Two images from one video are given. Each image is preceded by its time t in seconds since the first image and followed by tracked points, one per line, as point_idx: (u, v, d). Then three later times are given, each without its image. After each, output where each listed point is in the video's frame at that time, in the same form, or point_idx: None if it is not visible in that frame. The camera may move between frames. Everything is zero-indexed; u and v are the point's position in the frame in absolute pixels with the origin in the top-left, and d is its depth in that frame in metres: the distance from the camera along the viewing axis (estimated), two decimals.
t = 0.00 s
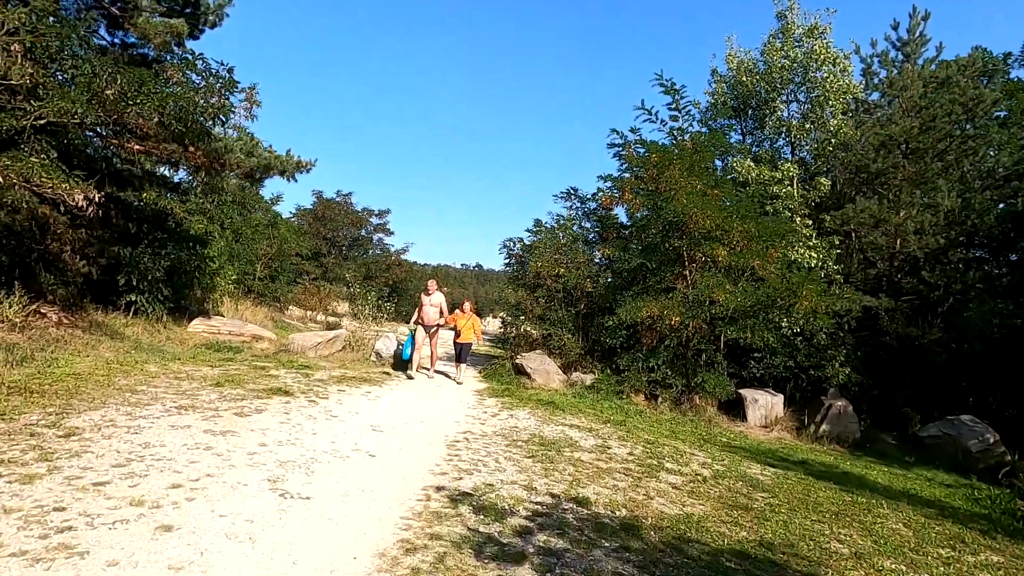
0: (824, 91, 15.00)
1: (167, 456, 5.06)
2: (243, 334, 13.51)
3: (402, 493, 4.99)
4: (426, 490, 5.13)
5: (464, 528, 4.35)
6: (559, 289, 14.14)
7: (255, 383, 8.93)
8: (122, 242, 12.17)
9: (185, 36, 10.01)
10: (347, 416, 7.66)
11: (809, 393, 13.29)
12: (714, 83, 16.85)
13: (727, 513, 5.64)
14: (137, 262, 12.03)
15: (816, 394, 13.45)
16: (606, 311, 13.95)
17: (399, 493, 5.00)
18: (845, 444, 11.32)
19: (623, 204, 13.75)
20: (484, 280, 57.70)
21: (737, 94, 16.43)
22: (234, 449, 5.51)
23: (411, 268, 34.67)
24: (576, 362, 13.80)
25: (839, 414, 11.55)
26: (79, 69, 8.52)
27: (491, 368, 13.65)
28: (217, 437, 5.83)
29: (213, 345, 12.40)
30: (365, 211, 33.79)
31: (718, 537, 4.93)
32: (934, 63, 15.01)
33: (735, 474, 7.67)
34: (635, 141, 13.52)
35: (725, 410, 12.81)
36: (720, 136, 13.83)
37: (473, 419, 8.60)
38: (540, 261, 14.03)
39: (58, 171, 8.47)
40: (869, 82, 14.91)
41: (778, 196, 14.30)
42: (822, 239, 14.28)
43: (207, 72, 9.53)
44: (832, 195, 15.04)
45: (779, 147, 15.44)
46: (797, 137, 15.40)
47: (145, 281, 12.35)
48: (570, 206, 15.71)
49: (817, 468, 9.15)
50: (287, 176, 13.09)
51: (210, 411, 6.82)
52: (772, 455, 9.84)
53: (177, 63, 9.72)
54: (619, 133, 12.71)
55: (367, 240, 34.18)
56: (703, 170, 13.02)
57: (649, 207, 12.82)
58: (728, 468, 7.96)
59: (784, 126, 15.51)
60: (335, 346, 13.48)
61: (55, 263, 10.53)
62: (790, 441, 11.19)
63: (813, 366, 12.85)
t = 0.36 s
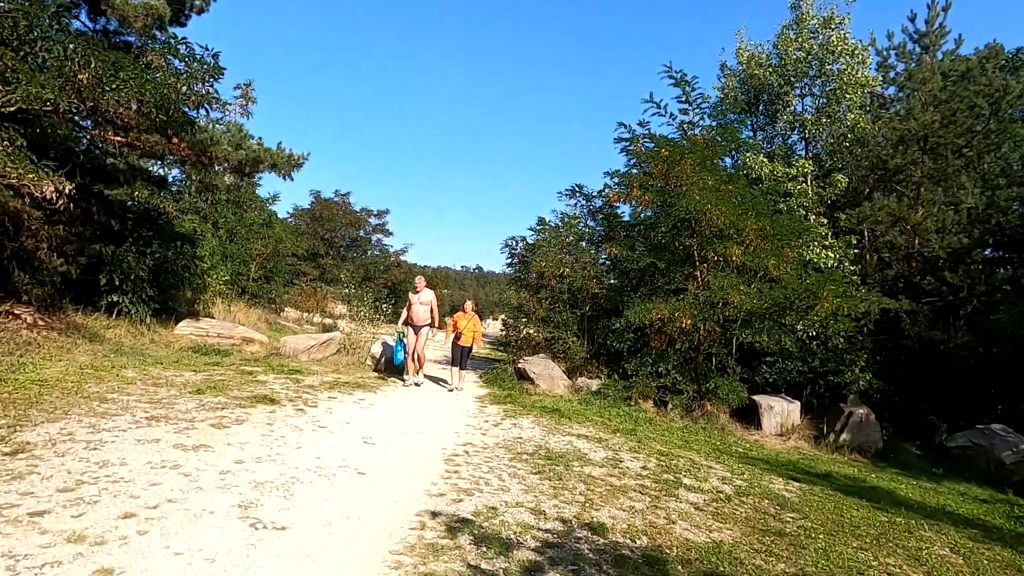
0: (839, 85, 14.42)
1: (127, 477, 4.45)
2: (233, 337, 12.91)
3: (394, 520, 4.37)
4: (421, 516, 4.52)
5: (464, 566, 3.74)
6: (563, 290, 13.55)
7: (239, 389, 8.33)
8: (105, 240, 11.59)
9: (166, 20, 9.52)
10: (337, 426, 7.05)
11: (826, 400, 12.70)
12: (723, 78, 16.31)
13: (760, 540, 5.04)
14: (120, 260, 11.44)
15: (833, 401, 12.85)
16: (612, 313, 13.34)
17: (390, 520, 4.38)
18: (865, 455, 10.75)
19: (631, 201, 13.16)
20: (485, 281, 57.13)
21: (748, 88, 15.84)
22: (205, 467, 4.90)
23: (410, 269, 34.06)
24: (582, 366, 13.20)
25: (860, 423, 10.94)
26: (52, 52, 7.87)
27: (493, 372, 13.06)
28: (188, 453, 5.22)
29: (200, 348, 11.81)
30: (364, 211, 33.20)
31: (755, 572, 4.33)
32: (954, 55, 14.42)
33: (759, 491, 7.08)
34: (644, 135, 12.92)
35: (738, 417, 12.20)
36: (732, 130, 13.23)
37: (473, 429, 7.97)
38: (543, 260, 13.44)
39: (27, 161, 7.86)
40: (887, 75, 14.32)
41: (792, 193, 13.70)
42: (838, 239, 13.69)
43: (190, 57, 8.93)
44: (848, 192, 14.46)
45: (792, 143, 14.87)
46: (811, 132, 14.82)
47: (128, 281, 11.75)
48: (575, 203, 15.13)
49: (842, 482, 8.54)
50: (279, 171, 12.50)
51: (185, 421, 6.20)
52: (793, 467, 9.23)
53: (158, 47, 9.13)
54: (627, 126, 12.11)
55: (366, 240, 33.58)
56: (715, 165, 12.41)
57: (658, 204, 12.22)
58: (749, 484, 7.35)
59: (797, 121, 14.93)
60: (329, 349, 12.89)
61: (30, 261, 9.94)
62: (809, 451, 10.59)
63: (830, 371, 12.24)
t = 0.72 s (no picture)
0: (855, 79, 13.89)
1: (75, 510, 3.86)
2: (219, 340, 12.32)
3: (382, 561, 3.79)
4: (415, 555, 3.94)
5: None
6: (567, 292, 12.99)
7: (220, 399, 7.72)
8: (85, 238, 10.95)
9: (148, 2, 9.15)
10: (324, 442, 6.45)
11: (843, 409, 12.20)
12: (733, 72, 15.77)
13: None
14: (100, 259, 10.86)
15: (849, 410, 12.32)
16: (617, 315, 12.77)
17: (378, 561, 3.81)
18: (886, 467, 10.19)
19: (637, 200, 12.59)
20: (485, 281, 56.52)
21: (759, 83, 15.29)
22: (169, 495, 4.32)
23: (409, 269, 33.43)
24: (586, 371, 12.62)
25: (880, 433, 10.40)
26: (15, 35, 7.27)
27: (493, 378, 12.48)
28: (153, 478, 4.63)
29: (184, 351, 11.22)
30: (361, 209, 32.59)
31: None
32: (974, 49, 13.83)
33: (784, 513, 6.51)
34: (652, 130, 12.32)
35: (750, 426, 11.65)
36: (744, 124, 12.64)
37: (473, 444, 7.38)
38: (546, 261, 12.87)
39: None
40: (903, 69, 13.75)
41: (805, 192, 13.16)
42: (854, 241, 13.17)
43: (171, 42, 8.31)
44: (863, 192, 13.91)
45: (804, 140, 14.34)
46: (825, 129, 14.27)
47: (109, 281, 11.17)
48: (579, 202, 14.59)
49: (867, 499, 7.98)
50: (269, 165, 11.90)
51: (155, 438, 5.60)
52: (813, 482, 8.68)
53: (135, 31, 8.52)
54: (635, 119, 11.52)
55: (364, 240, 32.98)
56: (727, 162, 11.82)
57: (667, 203, 11.63)
58: (773, 505, 6.79)
59: (810, 117, 14.45)
60: (322, 353, 12.31)
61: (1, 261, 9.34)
62: (826, 463, 10.03)
63: (846, 378, 11.69)
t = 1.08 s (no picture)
0: (866, 67, 13.35)
1: None
2: (199, 338, 11.73)
3: None
4: None
5: None
6: (566, 288, 12.42)
7: (189, 401, 7.08)
8: (55, 229, 10.28)
9: None
10: (300, 449, 5.83)
11: (856, 410, 11.65)
12: (739, 61, 15.23)
13: None
14: (71, 252, 10.25)
15: (864, 410, 11.76)
16: (619, 313, 12.19)
17: None
18: (905, 472, 9.64)
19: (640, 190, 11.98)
20: (483, 281, 55.89)
21: (767, 70, 14.77)
22: (106, 514, 3.71)
23: (404, 267, 32.78)
24: (586, 371, 12.05)
25: (899, 436, 9.83)
26: None
27: (490, 378, 11.88)
28: (91, 493, 4.01)
29: (160, 349, 10.63)
30: (356, 206, 31.95)
31: None
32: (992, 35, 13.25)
33: (809, 527, 5.89)
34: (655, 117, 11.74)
35: (759, 428, 11.07)
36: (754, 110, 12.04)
37: (466, 450, 6.77)
38: (544, 255, 12.30)
39: None
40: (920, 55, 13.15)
41: (814, 184, 12.61)
42: (865, 234, 12.62)
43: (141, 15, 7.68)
44: (874, 184, 13.36)
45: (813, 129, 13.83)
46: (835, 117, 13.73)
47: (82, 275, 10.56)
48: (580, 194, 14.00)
49: (891, 508, 7.40)
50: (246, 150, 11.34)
51: (106, 446, 4.99)
52: (831, 489, 8.10)
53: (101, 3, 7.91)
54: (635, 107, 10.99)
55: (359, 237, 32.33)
56: (735, 150, 11.23)
57: (671, 193, 11.06)
58: (794, 516, 6.18)
59: (819, 105, 13.91)
60: (309, 351, 11.70)
61: None
62: (842, 469, 9.47)
63: (862, 376, 11.12)
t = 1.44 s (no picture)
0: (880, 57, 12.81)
1: None
2: (179, 339, 11.15)
3: None
4: None
5: None
6: (566, 287, 11.87)
7: (156, 409, 6.48)
8: (26, 224, 9.89)
9: None
10: (272, 463, 5.25)
11: (872, 416, 11.11)
12: (747, 52, 14.67)
13: None
14: (42, 248, 9.63)
15: (881, 416, 11.22)
16: (622, 313, 11.63)
17: None
18: (926, 483, 9.12)
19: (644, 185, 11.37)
20: (482, 282, 55.26)
21: (776, 61, 14.21)
22: (24, 551, 3.13)
23: (401, 267, 32.17)
24: (588, 374, 11.48)
25: (919, 445, 9.30)
26: None
27: (487, 382, 11.30)
28: (14, 522, 3.44)
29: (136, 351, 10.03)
30: (352, 204, 31.35)
31: None
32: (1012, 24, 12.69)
33: (837, 550, 5.33)
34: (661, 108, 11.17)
35: (770, 435, 10.51)
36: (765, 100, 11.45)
37: (458, 462, 6.19)
38: (544, 253, 11.73)
39: None
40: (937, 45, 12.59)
41: (825, 179, 12.10)
42: (880, 231, 12.07)
43: None
44: (888, 179, 12.81)
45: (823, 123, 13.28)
46: (847, 109, 13.18)
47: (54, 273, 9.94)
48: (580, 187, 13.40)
49: (919, 525, 6.85)
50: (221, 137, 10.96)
51: (46, 463, 4.40)
52: (851, 502, 7.55)
53: None
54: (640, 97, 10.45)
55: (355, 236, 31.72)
56: (745, 141, 10.66)
57: (677, 187, 10.50)
58: (819, 538, 5.60)
59: (831, 97, 13.36)
60: (295, 353, 11.12)
61: None
62: (859, 479, 8.93)
63: (878, 381, 10.57)
